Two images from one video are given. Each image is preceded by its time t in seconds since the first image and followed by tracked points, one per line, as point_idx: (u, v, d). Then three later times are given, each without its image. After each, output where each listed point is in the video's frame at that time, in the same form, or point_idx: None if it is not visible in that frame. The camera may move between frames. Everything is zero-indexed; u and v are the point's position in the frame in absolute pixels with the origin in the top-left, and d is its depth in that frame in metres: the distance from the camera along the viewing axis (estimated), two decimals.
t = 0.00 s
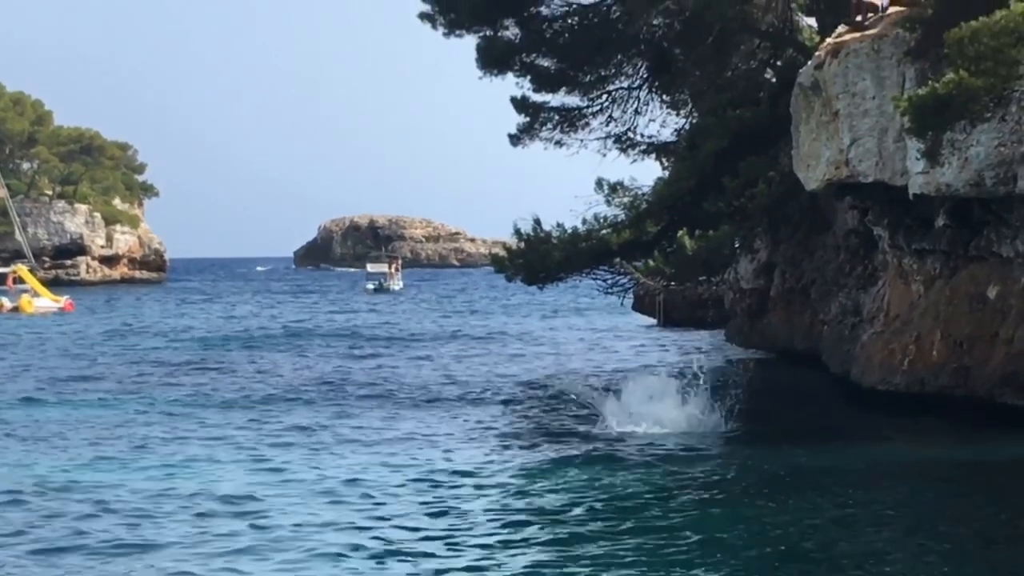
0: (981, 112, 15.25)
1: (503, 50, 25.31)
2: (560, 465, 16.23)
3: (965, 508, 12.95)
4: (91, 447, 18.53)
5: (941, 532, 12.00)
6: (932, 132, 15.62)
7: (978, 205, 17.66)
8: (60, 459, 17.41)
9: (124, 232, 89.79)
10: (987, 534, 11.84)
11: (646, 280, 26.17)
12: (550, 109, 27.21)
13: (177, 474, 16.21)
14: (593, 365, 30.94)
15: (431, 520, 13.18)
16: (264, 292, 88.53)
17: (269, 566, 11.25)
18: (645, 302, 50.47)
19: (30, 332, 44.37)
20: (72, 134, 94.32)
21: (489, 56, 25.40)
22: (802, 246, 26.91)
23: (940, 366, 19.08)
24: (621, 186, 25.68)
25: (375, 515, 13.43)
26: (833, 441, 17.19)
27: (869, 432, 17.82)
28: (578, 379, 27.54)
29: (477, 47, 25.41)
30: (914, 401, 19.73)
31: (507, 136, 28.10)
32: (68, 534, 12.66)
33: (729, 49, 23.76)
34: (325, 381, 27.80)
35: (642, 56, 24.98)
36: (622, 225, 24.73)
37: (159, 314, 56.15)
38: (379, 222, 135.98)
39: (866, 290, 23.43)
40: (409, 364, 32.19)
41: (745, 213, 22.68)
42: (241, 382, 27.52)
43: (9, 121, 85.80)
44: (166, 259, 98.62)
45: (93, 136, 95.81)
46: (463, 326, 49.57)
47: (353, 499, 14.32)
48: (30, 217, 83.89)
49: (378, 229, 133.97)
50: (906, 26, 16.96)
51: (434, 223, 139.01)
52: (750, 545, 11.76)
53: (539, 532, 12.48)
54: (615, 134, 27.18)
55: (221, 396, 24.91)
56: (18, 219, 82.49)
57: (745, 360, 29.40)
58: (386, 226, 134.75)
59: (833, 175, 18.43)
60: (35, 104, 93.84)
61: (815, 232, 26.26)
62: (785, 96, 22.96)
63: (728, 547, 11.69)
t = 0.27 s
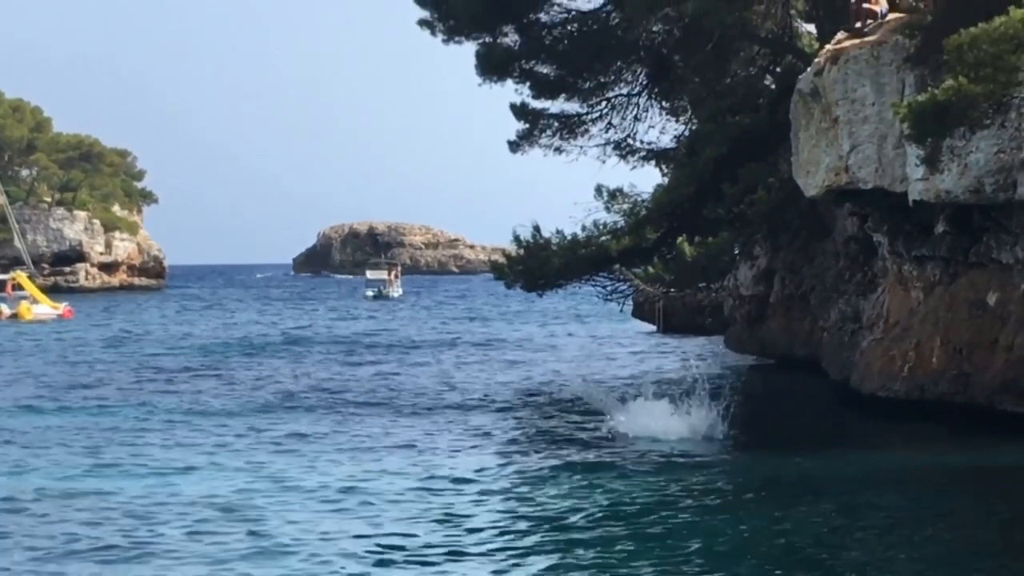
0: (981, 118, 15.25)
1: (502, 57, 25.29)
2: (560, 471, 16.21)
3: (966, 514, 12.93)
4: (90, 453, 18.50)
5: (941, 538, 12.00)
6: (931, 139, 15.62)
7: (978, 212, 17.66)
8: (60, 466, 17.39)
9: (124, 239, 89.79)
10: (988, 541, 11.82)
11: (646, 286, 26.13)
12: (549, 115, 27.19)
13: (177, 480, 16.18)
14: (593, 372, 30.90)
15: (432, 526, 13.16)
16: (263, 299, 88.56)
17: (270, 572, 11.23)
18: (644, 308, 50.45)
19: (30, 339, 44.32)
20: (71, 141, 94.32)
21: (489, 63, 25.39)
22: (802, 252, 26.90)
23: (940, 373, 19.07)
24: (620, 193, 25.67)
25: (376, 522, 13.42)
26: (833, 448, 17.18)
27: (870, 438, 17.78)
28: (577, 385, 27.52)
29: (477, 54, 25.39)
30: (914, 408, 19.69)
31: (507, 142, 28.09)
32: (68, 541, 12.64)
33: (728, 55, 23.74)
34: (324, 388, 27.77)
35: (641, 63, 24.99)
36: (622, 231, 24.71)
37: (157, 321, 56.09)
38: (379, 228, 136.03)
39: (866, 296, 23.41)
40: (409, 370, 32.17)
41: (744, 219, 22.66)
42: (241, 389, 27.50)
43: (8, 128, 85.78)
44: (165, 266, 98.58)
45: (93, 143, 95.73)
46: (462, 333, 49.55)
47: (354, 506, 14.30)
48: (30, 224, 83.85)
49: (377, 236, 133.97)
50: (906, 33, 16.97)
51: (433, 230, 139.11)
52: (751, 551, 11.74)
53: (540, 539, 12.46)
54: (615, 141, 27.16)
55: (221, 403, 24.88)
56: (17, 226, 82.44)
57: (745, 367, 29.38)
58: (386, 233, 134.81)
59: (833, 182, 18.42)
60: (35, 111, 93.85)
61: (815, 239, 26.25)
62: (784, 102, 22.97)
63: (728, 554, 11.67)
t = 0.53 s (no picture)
0: (981, 127, 15.28)
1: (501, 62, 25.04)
2: (560, 479, 16.20)
3: (966, 522, 12.94)
4: (90, 462, 18.48)
5: (942, 546, 12.00)
6: (931, 147, 15.65)
7: (976, 220, 17.67)
8: (59, 474, 17.37)
9: (123, 247, 89.76)
10: (989, 548, 11.83)
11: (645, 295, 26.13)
12: (548, 124, 27.19)
13: (177, 489, 16.17)
14: (593, 380, 30.88)
15: (433, 534, 13.15)
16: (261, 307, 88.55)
17: None
18: (643, 316, 50.45)
19: (27, 348, 44.24)
20: (70, 150, 94.33)
21: (488, 70, 25.00)
22: (801, 260, 26.91)
23: (939, 381, 19.07)
24: (619, 201, 25.68)
25: (377, 530, 13.42)
26: (833, 456, 17.18)
27: (869, 447, 17.78)
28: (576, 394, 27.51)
29: (476, 62, 25.22)
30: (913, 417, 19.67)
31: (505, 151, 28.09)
32: (69, 550, 12.62)
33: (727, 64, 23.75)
34: (324, 396, 27.75)
35: (640, 71, 25.03)
36: (621, 240, 24.70)
37: (156, 330, 56.05)
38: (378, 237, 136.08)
39: (865, 304, 23.41)
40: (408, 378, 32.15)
41: (743, 228, 22.67)
42: (240, 397, 27.47)
43: (7, 136, 85.74)
44: (164, 274, 98.54)
45: (91, 151, 95.70)
46: (461, 341, 49.53)
47: (354, 514, 14.29)
48: (28, 232, 83.79)
49: (377, 244, 133.98)
50: (905, 41, 16.99)
51: (432, 238, 139.17)
52: (752, 559, 11.74)
53: (541, 546, 12.46)
54: (613, 149, 27.19)
55: (220, 411, 24.85)
56: (16, 235, 82.39)
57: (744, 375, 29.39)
58: (385, 241, 134.83)
59: (832, 190, 18.43)
60: (33, 119, 93.84)
61: (814, 247, 26.26)
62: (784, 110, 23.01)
63: (729, 561, 11.67)
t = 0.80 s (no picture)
0: (980, 135, 15.31)
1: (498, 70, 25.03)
2: (559, 487, 16.20)
3: (965, 530, 12.95)
4: (89, 470, 18.47)
5: (941, 554, 12.01)
6: (930, 155, 15.68)
7: (975, 228, 17.69)
8: (58, 482, 17.38)
9: (122, 256, 89.78)
10: (988, 556, 11.84)
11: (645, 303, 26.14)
12: (547, 132, 27.21)
13: (176, 497, 16.18)
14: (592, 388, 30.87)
15: (432, 542, 13.16)
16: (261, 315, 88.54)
17: None
18: (643, 324, 50.45)
19: (27, 356, 44.26)
20: (70, 158, 94.38)
21: (485, 79, 24.99)
22: (800, 268, 26.92)
23: (938, 389, 19.07)
24: (619, 209, 25.70)
25: (376, 538, 13.43)
26: (832, 464, 17.18)
27: (869, 454, 17.78)
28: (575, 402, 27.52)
29: (475, 70, 25.26)
30: (912, 425, 19.66)
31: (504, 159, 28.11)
32: (67, 558, 12.63)
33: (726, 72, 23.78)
34: (324, 404, 27.76)
35: (640, 80, 25.09)
36: (620, 248, 24.70)
37: (156, 338, 56.05)
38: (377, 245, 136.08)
39: (864, 312, 23.41)
40: (408, 386, 32.15)
41: (742, 236, 22.69)
42: (239, 406, 27.46)
43: (6, 145, 85.79)
44: (163, 283, 98.53)
45: (91, 160, 95.73)
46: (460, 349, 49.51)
47: (353, 522, 14.30)
48: (28, 241, 83.81)
49: (376, 252, 134.00)
50: (903, 50, 17.02)
51: (431, 246, 139.19)
52: (751, 566, 11.74)
53: (540, 554, 12.47)
54: (613, 157, 27.21)
55: (219, 419, 24.86)
56: (15, 244, 82.42)
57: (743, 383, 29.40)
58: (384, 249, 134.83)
59: (831, 198, 18.45)
60: (33, 128, 93.90)
61: (813, 255, 26.27)
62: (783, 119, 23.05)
63: (728, 569, 11.68)
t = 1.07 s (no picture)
0: (977, 144, 15.32)
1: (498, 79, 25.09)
2: (557, 496, 16.19)
3: (963, 538, 12.94)
4: (88, 479, 18.46)
5: (938, 562, 12.01)
6: (928, 164, 15.70)
7: (973, 237, 17.69)
8: (57, 491, 17.38)
9: (121, 265, 89.79)
10: (986, 564, 11.83)
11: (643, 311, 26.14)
12: (546, 141, 27.23)
13: (174, 505, 16.18)
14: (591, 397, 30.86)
15: (430, 550, 13.15)
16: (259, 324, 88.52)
17: None
18: (641, 332, 50.46)
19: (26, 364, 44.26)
20: (69, 167, 94.38)
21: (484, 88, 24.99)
22: (798, 277, 26.91)
23: (936, 398, 19.07)
24: (617, 217, 25.71)
25: (374, 546, 13.42)
26: (831, 472, 17.17)
27: (867, 463, 17.77)
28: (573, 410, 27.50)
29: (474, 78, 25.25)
30: (910, 434, 19.66)
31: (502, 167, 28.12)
32: (65, 566, 12.63)
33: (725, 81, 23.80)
34: (322, 412, 27.75)
35: (638, 88, 25.14)
36: (619, 256, 24.68)
37: (155, 347, 56.04)
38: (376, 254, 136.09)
39: (863, 321, 23.40)
40: (406, 395, 32.13)
41: (740, 244, 22.70)
42: (238, 414, 27.45)
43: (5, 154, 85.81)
44: (162, 291, 98.54)
45: (90, 169, 95.76)
46: (459, 358, 49.49)
47: (351, 530, 14.30)
48: (26, 249, 83.82)
49: (374, 261, 134.02)
50: (902, 58, 17.05)
51: (430, 255, 139.20)
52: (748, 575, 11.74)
53: (538, 562, 12.47)
54: (611, 165, 27.23)
55: (218, 428, 24.85)
56: (14, 252, 82.43)
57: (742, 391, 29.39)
58: (383, 258, 134.83)
59: (829, 207, 18.46)
60: (32, 137, 93.95)
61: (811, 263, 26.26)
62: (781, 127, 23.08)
63: None
